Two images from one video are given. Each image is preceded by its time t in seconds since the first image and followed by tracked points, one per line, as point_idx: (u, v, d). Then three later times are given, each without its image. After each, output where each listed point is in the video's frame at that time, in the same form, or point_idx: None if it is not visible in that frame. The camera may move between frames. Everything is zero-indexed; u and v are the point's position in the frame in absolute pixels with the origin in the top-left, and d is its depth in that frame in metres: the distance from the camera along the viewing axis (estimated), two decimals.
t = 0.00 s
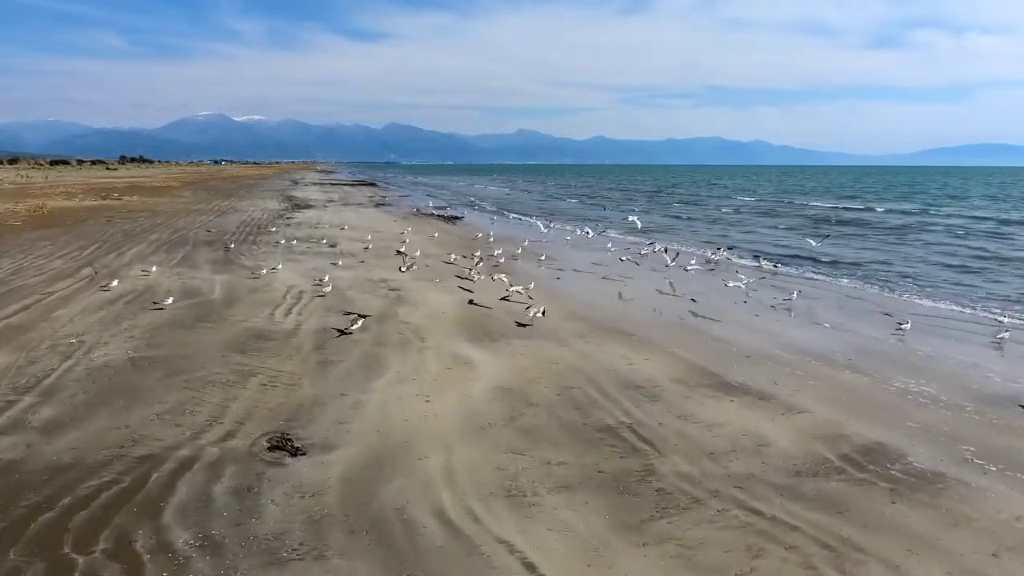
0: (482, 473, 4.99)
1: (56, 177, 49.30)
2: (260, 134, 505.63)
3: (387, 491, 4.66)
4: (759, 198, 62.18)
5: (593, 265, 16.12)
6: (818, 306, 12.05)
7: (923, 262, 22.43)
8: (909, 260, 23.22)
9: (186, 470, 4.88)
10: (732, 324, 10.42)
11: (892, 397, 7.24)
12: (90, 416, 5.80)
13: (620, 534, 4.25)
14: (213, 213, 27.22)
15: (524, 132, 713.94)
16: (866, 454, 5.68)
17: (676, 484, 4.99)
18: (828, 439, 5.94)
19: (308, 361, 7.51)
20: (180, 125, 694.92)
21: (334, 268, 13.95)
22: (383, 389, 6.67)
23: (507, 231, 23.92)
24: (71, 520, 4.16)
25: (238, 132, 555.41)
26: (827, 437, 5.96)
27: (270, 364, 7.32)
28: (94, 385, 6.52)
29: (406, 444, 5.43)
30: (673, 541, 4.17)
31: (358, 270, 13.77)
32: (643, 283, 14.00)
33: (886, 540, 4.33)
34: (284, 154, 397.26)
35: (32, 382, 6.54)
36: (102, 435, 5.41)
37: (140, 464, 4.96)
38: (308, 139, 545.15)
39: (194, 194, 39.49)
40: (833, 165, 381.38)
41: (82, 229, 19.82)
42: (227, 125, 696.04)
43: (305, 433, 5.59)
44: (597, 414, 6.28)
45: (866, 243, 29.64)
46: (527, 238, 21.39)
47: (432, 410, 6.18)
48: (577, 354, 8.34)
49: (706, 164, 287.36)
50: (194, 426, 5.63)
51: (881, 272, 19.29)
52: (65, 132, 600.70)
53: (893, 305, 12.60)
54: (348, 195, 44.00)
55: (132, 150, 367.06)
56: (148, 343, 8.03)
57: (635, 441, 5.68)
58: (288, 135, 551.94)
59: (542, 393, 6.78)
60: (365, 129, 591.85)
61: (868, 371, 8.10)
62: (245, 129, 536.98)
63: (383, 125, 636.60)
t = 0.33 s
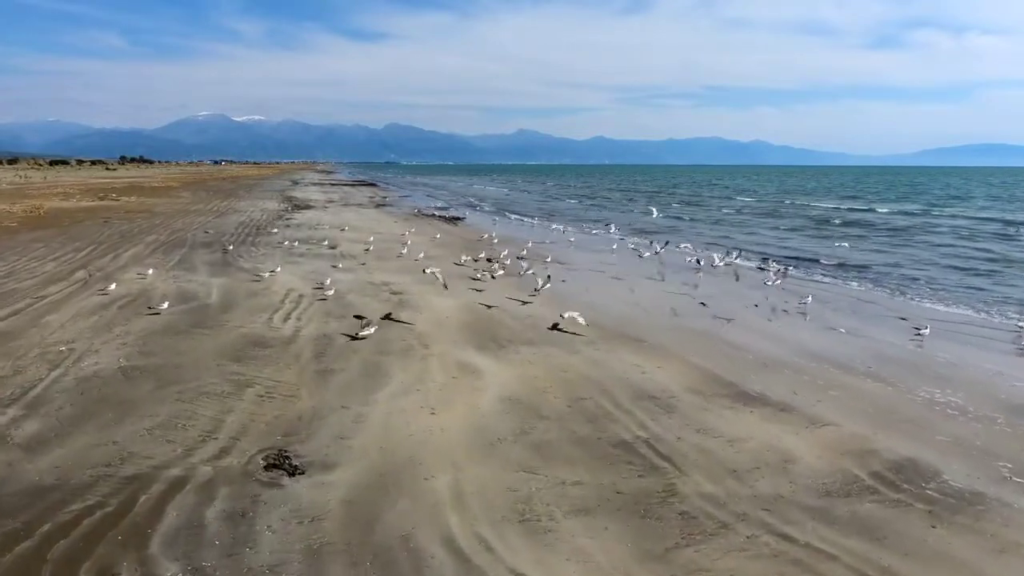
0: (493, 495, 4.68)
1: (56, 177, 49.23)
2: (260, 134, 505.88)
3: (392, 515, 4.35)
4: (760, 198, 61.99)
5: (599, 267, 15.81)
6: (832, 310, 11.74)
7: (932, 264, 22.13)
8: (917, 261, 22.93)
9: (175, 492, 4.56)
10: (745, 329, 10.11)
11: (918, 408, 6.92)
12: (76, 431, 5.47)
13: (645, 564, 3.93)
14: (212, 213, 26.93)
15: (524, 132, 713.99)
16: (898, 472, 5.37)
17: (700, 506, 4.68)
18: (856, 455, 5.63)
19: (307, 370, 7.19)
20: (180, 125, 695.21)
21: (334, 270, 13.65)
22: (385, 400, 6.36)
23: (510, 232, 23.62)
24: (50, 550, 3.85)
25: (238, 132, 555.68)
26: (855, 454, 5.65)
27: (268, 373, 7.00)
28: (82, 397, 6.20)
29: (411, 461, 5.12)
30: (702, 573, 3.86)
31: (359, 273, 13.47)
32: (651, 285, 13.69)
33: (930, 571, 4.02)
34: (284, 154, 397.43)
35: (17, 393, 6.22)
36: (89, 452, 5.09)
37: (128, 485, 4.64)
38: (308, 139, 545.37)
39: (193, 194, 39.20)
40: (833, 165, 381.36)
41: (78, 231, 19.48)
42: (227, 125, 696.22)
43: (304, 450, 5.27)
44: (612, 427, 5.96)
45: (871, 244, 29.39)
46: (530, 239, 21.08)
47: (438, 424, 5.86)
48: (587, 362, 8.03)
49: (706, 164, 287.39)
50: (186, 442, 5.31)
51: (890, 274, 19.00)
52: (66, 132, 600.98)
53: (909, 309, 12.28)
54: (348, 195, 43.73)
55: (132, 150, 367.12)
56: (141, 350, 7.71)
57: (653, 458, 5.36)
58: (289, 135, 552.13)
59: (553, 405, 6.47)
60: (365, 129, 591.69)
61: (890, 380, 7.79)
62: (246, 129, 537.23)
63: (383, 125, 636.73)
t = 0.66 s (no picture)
0: (503, 515, 4.42)
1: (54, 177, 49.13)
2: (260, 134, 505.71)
3: (397, 537, 4.10)
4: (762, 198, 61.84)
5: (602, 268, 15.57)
6: (844, 314, 11.47)
7: (938, 265, 21.92)
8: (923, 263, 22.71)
9: (167, 511, 4.31)
10: (756, 334, 9.85)
11: (940, 417, 6.67)
12: (63, 445, 5.21)
13: None
14: (211, 214, 26.68)
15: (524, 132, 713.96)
16: (927, 487, 5.12)
17: (721, 526, 4.43)
18: (881, 469, 5.38)
19: (306, 378, 6.93)
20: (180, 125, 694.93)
21: (334, 272, 13.40)
22: (387, 410, 6.10)
23: (512, 233, 23.39)
24: None
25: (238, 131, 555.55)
26: (879, 467, 5.40)
27: (266, 382, 6.75)
28: (72, 407, 5.95)
29: (416, 477, 4.87)
30: None
31: (360, 275, 13.22)
32: (658, 287, 13.42)
33: None
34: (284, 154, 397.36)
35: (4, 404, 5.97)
36: (76, 468, 4.83)
37: (117, 503, 4.39)
38: (308, 139, 545.16)
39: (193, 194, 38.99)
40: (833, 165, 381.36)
41: (75, 231, 19.23)
42: (227, 125, 696.13)
43: (303, 465, 5.01)
44: (624, 439, 5.71)
45: (875, 245, 29.20)
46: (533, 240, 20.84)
47: (443, 436, 5.60)
48: (595, 369, 7.78)
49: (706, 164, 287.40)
50: (179, 457, 5.06)
51: (897, 276, 18.75)
52: (65, 132, 600.81)
53: (920, 313, 12.04)
54: (349, 195, 43.46)
55: (132, 151, 367.10)
56: (134, 357, 7.45)
57: (670, 473, 5.11)
58: (289, 134, 552.28)
59: (562, 415, 6.21)
60: (365, 129, 591.67)
61: (909, 387, 7.52)
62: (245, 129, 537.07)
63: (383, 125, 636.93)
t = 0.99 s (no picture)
0: (519, 549, 4.04)
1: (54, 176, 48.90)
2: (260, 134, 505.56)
3: None
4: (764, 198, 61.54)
5: (610, 271, 15.20)
6: (862, 319, 11.10)
7: (948, 268, 21.57)
8: (933, 265, 22.36)
9: (152, 545, 3.92)
10: (773, 341, 9.47)
11: (978, 432, 6.29)
12: (42, 467, 4.83)
13: None
14: (209, 215, 26.24)
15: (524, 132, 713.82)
16: (976, 513, 4.74)
17: (759, 561, 4.05)
18: (924, 493, 4.99)
19: (305, 391, 6.54)
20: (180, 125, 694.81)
21: (334, 276, 13.02)
22: (391, 427, 5.71)
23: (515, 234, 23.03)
24: None
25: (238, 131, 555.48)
26: (922, 491, 5.02)
27: (262, 395, 6.37)
28: (55, 424, 5.56)
29: (425, 504, 4.48)
30: None
31: (361, 278, 12.84)
32: (669, 291, 13.04)
33: None
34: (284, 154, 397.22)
35: None
36: (54, 495, 4.44)
37: (98, 536, 4.00)
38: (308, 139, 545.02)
39: (191, 195, 38.26)
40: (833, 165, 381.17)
41: (70, 233, 18.87)
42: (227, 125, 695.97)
43: (301, 490, 4.63)
44: (646, 459, 5.33)
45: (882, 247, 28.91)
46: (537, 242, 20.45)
47: (452, 456, 5.22)
48: (610, 379, 7.40)
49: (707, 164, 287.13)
50: (168, 481, 4.67)
51: (908, 279, 18.39)
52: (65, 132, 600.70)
53: (940, 319, 11.67)
54: (350, 195, 43.10)
55: (132, 151, 366.95)
56: (124, 368, 7.07)
57: (698, 499, 4.73)
58: (289, 134, 552.02)
59: (578, 432, 5.83)
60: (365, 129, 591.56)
61: (939, 400, 7.15)
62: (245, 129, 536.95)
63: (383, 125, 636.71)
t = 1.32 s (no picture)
0: None
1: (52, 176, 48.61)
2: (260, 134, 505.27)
3: None
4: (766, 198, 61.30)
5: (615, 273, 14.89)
6: (878, 324, 10.77)
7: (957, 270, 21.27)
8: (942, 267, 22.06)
9: None
10: (789, 347, 9.13)
11: (1012, 446, 5.98)
12: (23, 488, 4.51)
13: None
14: (208, 215, 25.89)
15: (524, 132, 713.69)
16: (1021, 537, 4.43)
17: None
18: (964, 515, 4.68)
19: (304, 402, 6.22)
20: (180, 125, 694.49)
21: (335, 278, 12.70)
22: (395, 442, 5.40)
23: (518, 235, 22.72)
24: None
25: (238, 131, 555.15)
26: (962, 513, 4.70)
27: (259, 408, 6.05)
28: (39, 439, 5.25)
29: (433, 530, 4.17)
30: None
31: (362, 280, 12.52)
32: (678, 294, 12.70)
33: None
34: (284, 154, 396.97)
35: None
36: (33, 520, 4.13)
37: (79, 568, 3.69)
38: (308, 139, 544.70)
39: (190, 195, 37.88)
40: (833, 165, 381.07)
41: (66, 234, 18.53)
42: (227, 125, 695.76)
43: (300, 514, 4.32)
44: (666, 478, 5.02)
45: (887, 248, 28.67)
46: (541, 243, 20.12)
47: (460, 475, 4.91)
48: (622, 389, 7.07)
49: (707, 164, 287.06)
50: (158, 504, 4.36)
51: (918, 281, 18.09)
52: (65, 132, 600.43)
53: (957, 323, 11.34)
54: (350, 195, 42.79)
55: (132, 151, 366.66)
56: (115, 377, 6.75)
57: (725, 523, 4.42)
58: (289, 134, 551.88)
59: (592, 447, 5.52)
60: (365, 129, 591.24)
61: (967, 410, 6.83)
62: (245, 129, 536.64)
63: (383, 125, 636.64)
